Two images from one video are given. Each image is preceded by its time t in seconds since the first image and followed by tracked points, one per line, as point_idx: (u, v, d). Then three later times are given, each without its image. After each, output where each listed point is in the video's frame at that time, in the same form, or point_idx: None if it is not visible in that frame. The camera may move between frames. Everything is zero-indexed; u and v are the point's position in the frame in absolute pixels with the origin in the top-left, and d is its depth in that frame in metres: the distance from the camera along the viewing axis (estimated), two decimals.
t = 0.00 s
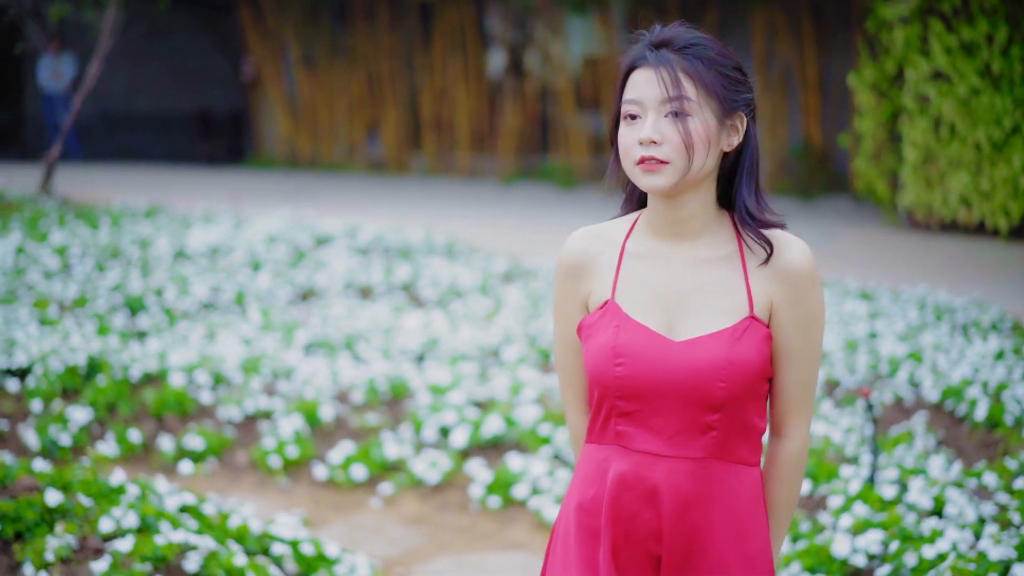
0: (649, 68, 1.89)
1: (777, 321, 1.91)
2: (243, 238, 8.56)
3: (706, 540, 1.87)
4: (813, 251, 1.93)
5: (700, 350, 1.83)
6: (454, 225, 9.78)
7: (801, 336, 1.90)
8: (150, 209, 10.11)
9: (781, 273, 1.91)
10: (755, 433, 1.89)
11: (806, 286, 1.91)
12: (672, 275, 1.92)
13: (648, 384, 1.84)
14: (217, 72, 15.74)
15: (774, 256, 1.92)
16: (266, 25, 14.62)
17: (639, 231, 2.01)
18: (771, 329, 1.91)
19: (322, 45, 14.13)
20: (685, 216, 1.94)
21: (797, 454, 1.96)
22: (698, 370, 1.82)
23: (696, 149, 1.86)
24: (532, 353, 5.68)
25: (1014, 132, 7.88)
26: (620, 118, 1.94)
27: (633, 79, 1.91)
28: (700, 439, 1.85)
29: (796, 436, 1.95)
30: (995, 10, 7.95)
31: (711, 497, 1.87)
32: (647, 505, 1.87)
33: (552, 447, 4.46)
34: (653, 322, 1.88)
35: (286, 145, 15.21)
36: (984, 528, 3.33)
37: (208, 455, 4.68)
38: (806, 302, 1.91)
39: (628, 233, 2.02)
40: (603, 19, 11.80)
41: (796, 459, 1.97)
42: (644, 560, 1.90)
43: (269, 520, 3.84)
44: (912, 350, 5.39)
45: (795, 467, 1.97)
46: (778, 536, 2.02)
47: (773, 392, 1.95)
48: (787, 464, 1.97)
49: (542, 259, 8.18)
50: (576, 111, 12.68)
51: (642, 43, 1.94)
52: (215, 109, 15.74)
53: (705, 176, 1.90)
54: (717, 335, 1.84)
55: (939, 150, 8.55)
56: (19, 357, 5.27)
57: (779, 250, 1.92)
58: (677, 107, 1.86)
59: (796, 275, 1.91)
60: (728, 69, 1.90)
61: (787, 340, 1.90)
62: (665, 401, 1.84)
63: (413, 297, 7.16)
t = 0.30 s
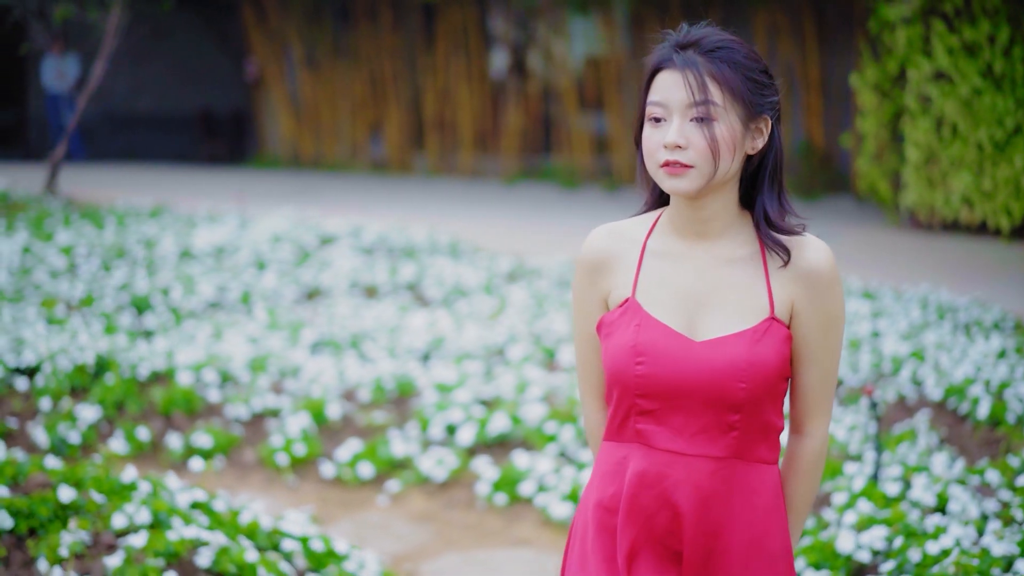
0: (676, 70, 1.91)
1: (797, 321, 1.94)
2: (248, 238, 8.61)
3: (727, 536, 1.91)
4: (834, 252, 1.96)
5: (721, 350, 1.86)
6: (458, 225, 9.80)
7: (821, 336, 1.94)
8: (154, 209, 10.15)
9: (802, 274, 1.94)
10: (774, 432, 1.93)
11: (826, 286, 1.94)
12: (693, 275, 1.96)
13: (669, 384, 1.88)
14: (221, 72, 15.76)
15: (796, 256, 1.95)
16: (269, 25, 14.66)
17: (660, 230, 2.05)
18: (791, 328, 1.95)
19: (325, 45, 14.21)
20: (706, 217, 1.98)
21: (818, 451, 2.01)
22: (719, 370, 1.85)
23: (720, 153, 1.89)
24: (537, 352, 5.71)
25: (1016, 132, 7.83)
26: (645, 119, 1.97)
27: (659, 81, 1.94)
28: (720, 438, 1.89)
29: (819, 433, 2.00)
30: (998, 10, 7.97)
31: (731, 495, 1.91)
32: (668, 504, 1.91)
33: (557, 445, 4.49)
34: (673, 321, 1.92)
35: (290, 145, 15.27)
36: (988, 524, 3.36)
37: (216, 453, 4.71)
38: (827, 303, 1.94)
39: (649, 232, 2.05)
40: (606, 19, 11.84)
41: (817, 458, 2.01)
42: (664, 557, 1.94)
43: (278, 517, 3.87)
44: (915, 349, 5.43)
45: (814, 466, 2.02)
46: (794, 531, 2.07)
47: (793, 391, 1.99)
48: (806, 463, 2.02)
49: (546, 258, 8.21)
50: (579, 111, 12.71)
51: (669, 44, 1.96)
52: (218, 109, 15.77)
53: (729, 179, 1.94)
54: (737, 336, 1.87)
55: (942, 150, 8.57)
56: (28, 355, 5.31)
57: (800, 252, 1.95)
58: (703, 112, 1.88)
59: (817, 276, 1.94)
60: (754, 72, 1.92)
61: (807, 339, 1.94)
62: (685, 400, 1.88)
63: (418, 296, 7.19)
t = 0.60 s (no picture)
0: (688, 72, 1.94)
1: (808, 318, 1.99)
2: (250, 237, 8.65)
3: (742, 532, 1.95)
4: (843, 252, 2.02)
5: (740, 348, 1.90)
6: (460, 225, 9.82)
7: (830, 334, 1.99)
8: (157, 209, 10.17)
9: (815, 272, 1.99)
10: (785, 428, 1.98)
11: (837, 284, 1.99)
12: (707, 273, 1.99)
13: (687, 382, 1.91)
14: (222, 72, 15.80)
15: (807, 255, 2.00)
16: (270, 26, 14.70)
17: (671, 228, 2.06)
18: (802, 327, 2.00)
19: (326, 44, 14.22)
20: (719, 216, 2.01)
21: (821, 447, 2.07)
22: (739, 368, 1.89)
23: (732, 155, 1.92)
24: (540, 351, 5.74)
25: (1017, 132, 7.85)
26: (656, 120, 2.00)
27: (670, 82, 1.96)
28: (736, 435, 1.93)
29: (821, 430, 2.05)
30: (997, 10, 8.00)
31: (746, 492, 1.95)
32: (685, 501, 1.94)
33: (560, 442, 4.53)
34: (688, 319, 1.95)
35: (291, 145, 15.32)
36: (987, 519, 3.39)
37: (221, 450, 4.73)
38: (836, 300, 1.99)
39: (660, 230, 2.06)
40: (606, 19, 11.88)
41: (819, 454, 2.07)
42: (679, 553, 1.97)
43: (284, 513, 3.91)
44: (915, 348, 5.46)
45: (817, 462, 2.07)
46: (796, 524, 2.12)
47: (800, 387, 2.04)
48: (809, 459, 2.07)
49: (548, 258, 8.23)
50: (581, 111, 12.74)
51: (680, 46, 1.98)
52: (218, 109, 15.79)
53: (740, 179, 1.97)
54: (755, 334, 1.92)
55: (942, 150, 8.61)
56: (34, 354, 5.33)
57: (812, 251, 2.00)
58: (714, 114, 1.91)
59: (829, 274, 1.99)
60: (766, 74, 1.95)
61: (817, 337, 2.00)
62: (702, 399, 1.91)
63: (421, 295, 7.22)
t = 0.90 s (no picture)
0: (695, 71, 1.97)
1: (814, 312, 2.04)
2: (254, 237, 8.69)
3: (751, 526, 1.97)
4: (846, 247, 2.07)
5: (751, 344, 1.93)
6: (463, 225, 9.86)
7: (834, 327, 2.05)
8: (161, 208, 10.21)
9: (821, 267, 2.04)
10: (791, 423, 2.01)
11: (841, 280, 2.05)
12: (715, 269, 2.01)
13: (698, 378, 1.93)
14: (224, 72, 15.84)
15: (813, 250, 2.05)
16: (273, 27, 14.74)
17: (676, 226, 2.08)
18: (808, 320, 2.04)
19: (328, 43, 14.24)
20: (725, 214, 2.03)
21: (822, 440, 2.11)
22: (750, 363, 1.92)
23: (738, 153, 1.96)
24: (542, 349, 5.77)
25: (1017, 132, 7.90)
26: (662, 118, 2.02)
27: (677, 81, 1.99)
28: (745, 430, 1.96)
29: (823, 423, 2.10)
30: (998, 10, 8.03)
31: (754, 486, 1.97)
32: (695, 496, 1.96)
33: (563, 439, 4.57)
34: (696, 315, 1.97)
35: (293, 144, 15.37)
36: (986, 514, 3.43)
37: (227, 447, 4.77)
38: (840, 295, 2.05)
39: (665, 227, 2.08)
40: (608, 20, 11.92)
41: (820, 446, 2.12)
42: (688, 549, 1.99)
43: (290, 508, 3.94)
44: (916, 346, 5.49)
45: (818, 455, 2.12)
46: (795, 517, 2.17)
47: (803, 380, 2.09)
48: (811, 451, 2.12)
49: (550, 257, 8.27)
50: (583, 111, 12.77)
51: (687, 44, 2.01)
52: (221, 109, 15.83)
53: (746, 177, 2.00)
54: (765, 329, 1.95)
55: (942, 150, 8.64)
56: (40, 352, 5.37)
57: (818, 246, 2.05)
58: (721, 113, 1.94)
59: (833, 270, 2.04)
60: (772, 73, 1.99)
61: (822, 331, 2.04)
62: (713, 394, 1.94)
63: (424, 294, 7.26)
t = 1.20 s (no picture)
0: (696, 71, 1.98)
1: (813, 309, 2.05)
2: (257, 236, 8.74)
3: (756, 525, 1.97)
4: (844, 245, 2.09)
5: (754, 343, 1.93)
6: (464, 224, 9.89)
7: (832, 324, 2.06)
8: (164, 208, 10.24)
9: (821, 267, 2.05)
10: (793, 421, 2.02)
11: (839, 278, 2.07)
12: (716, 269, 2.01)
13: (701, 378, 1.93)
14: (227, 72, 15.89)
15: (813, 249, 2.06)
16: (275, 27, 14.77)
17: (676, 227, 2.07)
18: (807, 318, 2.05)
19: (330, 43, 14.29)
20: (724, 214, 2.03)
21: (821, 436, 2.13)
22: (754, 362, 1.92)
23: (738, 153, 1.97)
24: (544, 347, 5.81)
25: (1016, 132, 7.96)
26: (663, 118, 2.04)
27: (678, 81, 2.01)
28: (749, 429, 1.96)
29: (822, 418, 2.12)
30: (997, 11, 8.05)
31: (758, 485, 1.97)
32: (701, 496, 1.96)
33: (565, 436, 4.61)
34: (698, 315, 1.97)
35: (295, 144, 15.42)
36: (983, 510, 3.47)
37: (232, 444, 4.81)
38: (838, 294, 2.07)
39: (665, 228, 2.08)
40: (609, 20, 11.96)
41: (819, 443, 2.13)
42: (693, 550, 1.99)
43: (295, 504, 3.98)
44: (915, 345, 5.53)
45: (817, 451, 2.13)
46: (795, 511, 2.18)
47: (803, 377, 2.10)
48: (810, 448, 2.13)
49: (551, 256, 8.30)
50: (584, 111, 12.80)
51: (688, 45, 2.03)
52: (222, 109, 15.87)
53: (746, 178, 2.01)
54: (767, 328, 1.95)
55: (942, 150, 8.68)
56: (46, 350, 5.41)
57: (819, 245, 2.06)
58: (721, 113, 1.96)
59: (832, 269, 2.06)
60: (771, 74, 2.00)
61: (821, 328, 2.06)
62: (717, 393, 1.94)
63: (427, 293, 7.30)
